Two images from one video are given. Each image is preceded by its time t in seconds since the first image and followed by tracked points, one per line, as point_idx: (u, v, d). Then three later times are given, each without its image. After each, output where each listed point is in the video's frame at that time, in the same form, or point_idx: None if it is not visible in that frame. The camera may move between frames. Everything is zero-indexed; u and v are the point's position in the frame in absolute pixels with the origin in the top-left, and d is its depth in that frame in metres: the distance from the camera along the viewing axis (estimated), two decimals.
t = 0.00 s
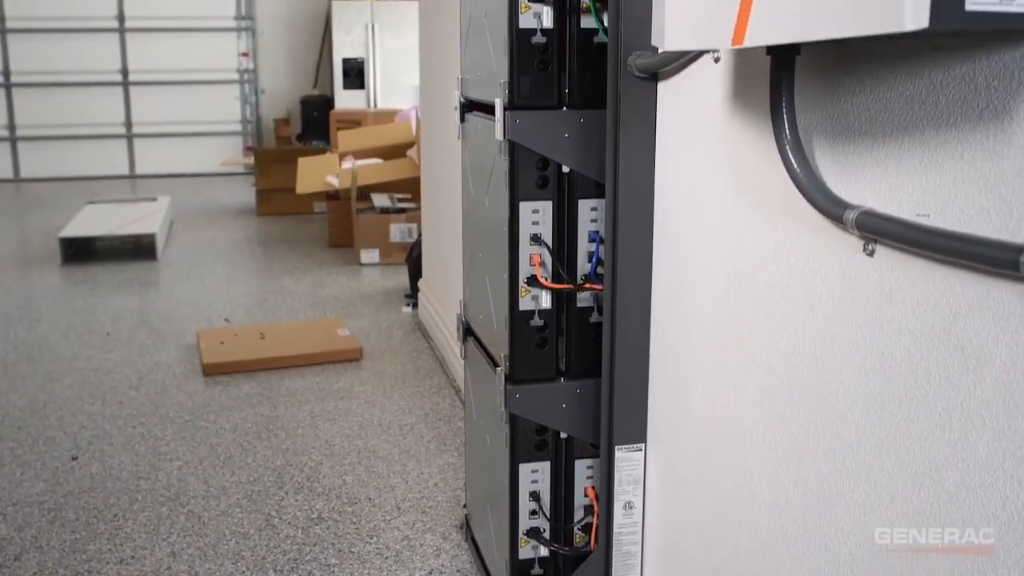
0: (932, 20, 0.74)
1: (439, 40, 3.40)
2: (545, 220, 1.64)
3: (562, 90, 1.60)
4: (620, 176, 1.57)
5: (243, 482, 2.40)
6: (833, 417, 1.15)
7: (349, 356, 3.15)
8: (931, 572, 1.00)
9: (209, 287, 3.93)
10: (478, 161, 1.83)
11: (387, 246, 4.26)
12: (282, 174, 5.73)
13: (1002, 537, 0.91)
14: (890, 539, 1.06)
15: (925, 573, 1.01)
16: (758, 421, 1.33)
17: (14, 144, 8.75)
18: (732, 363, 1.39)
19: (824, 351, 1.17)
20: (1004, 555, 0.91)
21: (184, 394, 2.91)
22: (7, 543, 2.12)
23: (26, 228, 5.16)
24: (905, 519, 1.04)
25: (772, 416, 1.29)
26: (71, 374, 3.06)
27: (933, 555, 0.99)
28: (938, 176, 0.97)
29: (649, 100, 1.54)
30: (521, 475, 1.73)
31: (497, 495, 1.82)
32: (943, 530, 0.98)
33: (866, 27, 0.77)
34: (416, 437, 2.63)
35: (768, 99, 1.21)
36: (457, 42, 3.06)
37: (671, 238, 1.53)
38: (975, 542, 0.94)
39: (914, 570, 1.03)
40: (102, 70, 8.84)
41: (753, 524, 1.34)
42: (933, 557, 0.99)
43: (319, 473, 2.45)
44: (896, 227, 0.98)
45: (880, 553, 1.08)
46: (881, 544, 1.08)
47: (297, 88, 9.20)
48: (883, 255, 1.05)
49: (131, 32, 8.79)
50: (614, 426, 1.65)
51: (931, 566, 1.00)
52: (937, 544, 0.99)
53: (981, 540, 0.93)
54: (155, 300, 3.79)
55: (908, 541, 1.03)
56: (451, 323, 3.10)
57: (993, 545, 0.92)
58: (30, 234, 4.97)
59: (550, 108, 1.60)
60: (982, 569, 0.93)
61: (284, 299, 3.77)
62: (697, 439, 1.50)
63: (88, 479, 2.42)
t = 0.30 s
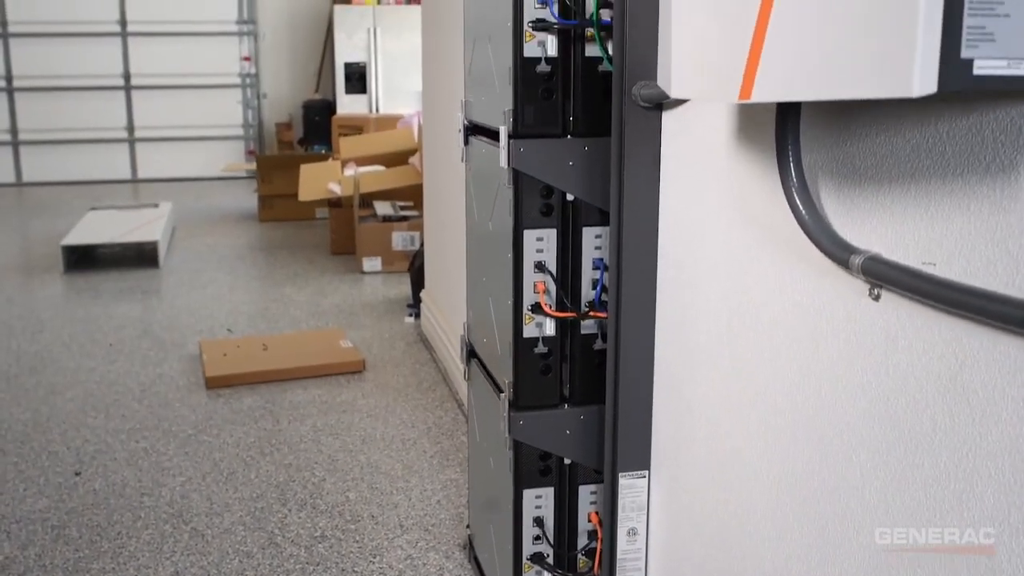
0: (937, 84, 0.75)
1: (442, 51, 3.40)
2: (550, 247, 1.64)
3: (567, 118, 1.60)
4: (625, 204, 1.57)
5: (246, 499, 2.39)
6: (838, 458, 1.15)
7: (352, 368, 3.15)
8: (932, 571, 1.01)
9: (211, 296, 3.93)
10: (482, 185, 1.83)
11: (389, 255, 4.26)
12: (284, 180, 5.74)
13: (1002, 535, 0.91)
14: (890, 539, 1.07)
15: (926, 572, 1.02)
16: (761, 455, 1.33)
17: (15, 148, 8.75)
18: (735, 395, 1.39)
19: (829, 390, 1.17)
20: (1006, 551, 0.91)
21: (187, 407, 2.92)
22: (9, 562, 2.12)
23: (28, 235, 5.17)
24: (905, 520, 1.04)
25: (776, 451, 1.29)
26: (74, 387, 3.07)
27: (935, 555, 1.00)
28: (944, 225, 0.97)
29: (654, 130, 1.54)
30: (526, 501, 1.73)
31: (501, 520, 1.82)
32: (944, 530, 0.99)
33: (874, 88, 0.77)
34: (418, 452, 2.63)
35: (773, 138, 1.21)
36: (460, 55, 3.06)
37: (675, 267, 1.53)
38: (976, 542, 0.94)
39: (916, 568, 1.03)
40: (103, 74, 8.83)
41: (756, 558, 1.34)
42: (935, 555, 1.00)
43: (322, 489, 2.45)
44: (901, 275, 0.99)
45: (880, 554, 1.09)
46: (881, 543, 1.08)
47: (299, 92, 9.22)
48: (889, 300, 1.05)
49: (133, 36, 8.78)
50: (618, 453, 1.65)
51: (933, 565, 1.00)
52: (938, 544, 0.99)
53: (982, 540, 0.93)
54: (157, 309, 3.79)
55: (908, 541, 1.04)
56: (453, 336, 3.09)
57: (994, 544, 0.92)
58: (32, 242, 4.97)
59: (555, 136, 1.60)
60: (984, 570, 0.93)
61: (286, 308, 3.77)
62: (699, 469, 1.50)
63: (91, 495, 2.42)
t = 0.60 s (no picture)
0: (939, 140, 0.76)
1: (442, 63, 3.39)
2: (550, 271, 1.63)
3: (567, 142, 1.60)
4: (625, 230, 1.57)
5: (246, 514, 2.39)
6: (839, 493, 1.15)
7: (351, 379, 3.15)
8: (932, 573, 1.00)
9: (210, 305, 3.93)
10: (482, 206, 1.83)
11: (389, 262, 4.26)
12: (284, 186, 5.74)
13: (1003, 537, 0.91)
14: (890, 539, 1.06)
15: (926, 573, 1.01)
16: (761, 485, 1.32)
17: (15, 152, 8.74)
18: (735, 424, 1.39)
19: (828, 426, 1.17)
20: (1006, 551, 0.91)
21: (187, 419, 2.92)
22: None
23: (28, 242, 5.17)
24: (905, 520, 1.04)
25: (777, 482, 1.28)
26: (73, 398, 3.07)
27: (934, 556, 1.00)
28: (945, 270, 0.97)
29: (655, 156, 1.53)
30: (526, 524, 1.73)
31: (501, 541, 1.82)
32: (944, 530, 0.98)
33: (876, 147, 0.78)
34: (418, 465, 2.62)
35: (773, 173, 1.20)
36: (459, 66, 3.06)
37: (674, 294, 1.53)
38: (976, 543, 0.94)
39: (914, 570, 1.03)
40: (103, 78, 8.82)
41: None
42: (933, 557, 1.00)
43: (322, 504, 2.44)
44: (904, 317, 0.98)
45: (880, 554, 1.08)
46: (881, 544, 1.08)
47: (299, 96, 9.21)
48: (890, 340, 1.05)
49: (132, 40, 8.78)
50: (619, 476, 1.65)
51: (933, 565, 1.00)
52: (937, 544, 0.99)
53: (981, 540, 0.93)
54: (157, 318, 3.79)
55: (908, 541, 1.03)
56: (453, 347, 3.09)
57: (994, 545, 0.92)
58: (32, 249, 4.98)
59: (555, 161, 1.60)
60: (983, 569, 0.93)
61: (286, 317, 3.77)
62: (699, 495, 1.50)
63: (91, 509, 2.41)
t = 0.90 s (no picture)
0: (937, 193, 0.76)
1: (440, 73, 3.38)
2: (548, 294, 1.64)
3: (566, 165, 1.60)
4: (622, 254, 1.57)
5: (244, 528, 2.39)
6: (836, 526, 1.15)
7: (349, 389, 3.15)
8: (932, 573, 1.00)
9: (209, 313, 3.93)
10: (479, 225, 1.83)
11: (387, 268, 4.27)
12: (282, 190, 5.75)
13: (1003, 537, 0.90)
14: (891, 540, 1.06)
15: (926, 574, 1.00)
16: (758, 513, 1.32)
17: (14, 156, 8.75)
18: (731, 451, 1.39)
19: (825, 460, 1.17)
20: (1006, 551, 0.90)
21: (185, 429, 2.92)
22: None
23: (27, 247, 5.18)
24: (906, 521, 1.03)
25: (774, 511, 1.28)
26: (72, 408, 3.07)
27: (935, 557, 0.99)
28: (943, 310, 0.97)
29: (654, 179, 1.53)
30: (524, 546, 1.74)
31: (499, 560, 1.82)
32: (944, 531, 0.98)
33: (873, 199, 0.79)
34: (416, 478, 2.62)
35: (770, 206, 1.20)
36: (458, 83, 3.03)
37: (671, 317, 1.53)
38: (976, 542, 0.93)
39: (914, 570, 1.02)
40: (102, 81, 8.82)
41: None
42: (934, 558, 0.99)
43: (320, 517, 2.44)
44: (901, 356, 0.98)
45: (880, 553, 1.07)
46: (881, 543, 1.07)
47: (298, 99, 9.20)
48: (887, 376, 1.04)
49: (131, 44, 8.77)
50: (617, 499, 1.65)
51: (934, 568, 0.99)
52: (937, 544, 0.98)
53: (981, 540, 0.93)
54: (155, 326, 3.79)
55: (908, 541, 1.02)
56: (451, 358, 3.09)
57: (994, 544, 0.91)
58: (31, 255, 4.98)
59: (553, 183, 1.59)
60: (984, 569, 0.92)
61: (285, 325, 3.77)
62: (697, 519, 1.50)
63: (88, 523, 2.41)
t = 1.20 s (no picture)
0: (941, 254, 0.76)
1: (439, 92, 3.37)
2: (548, 324, 1.64)
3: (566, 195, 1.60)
4: (622, 284, 1.56)
5: (244, 551, 2.37)
6: (837, 567, 1.14)
7: (349, 407, 3.15)
8: (932, 573, 0.99)
9: (209, 329, 3.93)
10: (479, 252, 1.82)
11: (387, 282, 4.27)
12: (282, 204, 5.76)
13: (1003, 538, 0.89)
14: (891, 539, 1.05)
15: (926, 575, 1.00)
16: (760, 549, 1.31)
17: (14, 167, 8.76)
18: (732, 484, 1.38)
19: (828, 502, 1.16)
20: (1006, 553, 0.89)
21: (184, 449, 2.91)
22: None
23: (27, 261, 5.17)
24: (905, 520, 1.02)
25: (775, 549, 1.27)
26: (71, 426, 3.06)
27: (935, 557, 0.98)
28: (945, 357, 0.96)
29: (650, 211, 1.52)
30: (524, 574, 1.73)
31: None
32: (944, 530, 0.97)
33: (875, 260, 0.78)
34: (416, 500, 2.61)
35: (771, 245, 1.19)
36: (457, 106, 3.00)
37: (671, 349, 1.52)
38: (976, 543, 0.92)
39: (916, 571, 1.01)
40: (102, 93, 8.82)
41: None
42: (934, 559, 0.98)
43: (319, 540, 2.42)
44: (903, 401, 0.97)
45: (881, 554, 1.06)
46: (881, 544, 1.06)
47: (299, 111, 9.23)
48: (888, 419, 1.04)
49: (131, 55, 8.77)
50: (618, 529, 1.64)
51: (933, 567, 0.98)
52: (937, 544, 0.97)
53: (982, 540, 0.92)
54: (154, 343, 3.79)
55: (908, 542, 1.02)
56: (451, 377, 3.08)
57: (994, 544, 0.91)
58: (30, 270, 4.98)
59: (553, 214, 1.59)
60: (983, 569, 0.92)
61: (284, 341, 3.77)
62: (698, 551, 1.48)
63: (87, 546, 2.40)
